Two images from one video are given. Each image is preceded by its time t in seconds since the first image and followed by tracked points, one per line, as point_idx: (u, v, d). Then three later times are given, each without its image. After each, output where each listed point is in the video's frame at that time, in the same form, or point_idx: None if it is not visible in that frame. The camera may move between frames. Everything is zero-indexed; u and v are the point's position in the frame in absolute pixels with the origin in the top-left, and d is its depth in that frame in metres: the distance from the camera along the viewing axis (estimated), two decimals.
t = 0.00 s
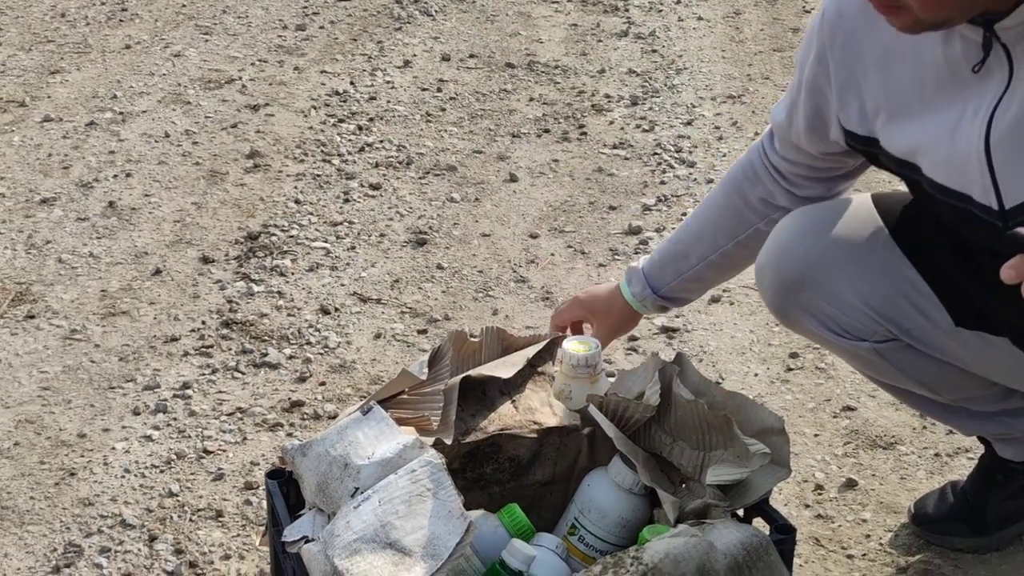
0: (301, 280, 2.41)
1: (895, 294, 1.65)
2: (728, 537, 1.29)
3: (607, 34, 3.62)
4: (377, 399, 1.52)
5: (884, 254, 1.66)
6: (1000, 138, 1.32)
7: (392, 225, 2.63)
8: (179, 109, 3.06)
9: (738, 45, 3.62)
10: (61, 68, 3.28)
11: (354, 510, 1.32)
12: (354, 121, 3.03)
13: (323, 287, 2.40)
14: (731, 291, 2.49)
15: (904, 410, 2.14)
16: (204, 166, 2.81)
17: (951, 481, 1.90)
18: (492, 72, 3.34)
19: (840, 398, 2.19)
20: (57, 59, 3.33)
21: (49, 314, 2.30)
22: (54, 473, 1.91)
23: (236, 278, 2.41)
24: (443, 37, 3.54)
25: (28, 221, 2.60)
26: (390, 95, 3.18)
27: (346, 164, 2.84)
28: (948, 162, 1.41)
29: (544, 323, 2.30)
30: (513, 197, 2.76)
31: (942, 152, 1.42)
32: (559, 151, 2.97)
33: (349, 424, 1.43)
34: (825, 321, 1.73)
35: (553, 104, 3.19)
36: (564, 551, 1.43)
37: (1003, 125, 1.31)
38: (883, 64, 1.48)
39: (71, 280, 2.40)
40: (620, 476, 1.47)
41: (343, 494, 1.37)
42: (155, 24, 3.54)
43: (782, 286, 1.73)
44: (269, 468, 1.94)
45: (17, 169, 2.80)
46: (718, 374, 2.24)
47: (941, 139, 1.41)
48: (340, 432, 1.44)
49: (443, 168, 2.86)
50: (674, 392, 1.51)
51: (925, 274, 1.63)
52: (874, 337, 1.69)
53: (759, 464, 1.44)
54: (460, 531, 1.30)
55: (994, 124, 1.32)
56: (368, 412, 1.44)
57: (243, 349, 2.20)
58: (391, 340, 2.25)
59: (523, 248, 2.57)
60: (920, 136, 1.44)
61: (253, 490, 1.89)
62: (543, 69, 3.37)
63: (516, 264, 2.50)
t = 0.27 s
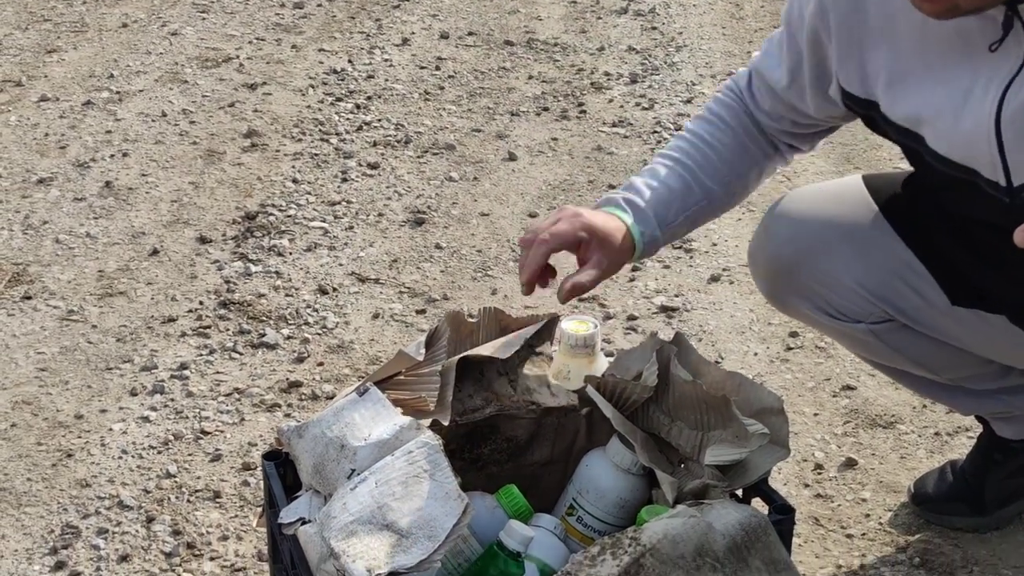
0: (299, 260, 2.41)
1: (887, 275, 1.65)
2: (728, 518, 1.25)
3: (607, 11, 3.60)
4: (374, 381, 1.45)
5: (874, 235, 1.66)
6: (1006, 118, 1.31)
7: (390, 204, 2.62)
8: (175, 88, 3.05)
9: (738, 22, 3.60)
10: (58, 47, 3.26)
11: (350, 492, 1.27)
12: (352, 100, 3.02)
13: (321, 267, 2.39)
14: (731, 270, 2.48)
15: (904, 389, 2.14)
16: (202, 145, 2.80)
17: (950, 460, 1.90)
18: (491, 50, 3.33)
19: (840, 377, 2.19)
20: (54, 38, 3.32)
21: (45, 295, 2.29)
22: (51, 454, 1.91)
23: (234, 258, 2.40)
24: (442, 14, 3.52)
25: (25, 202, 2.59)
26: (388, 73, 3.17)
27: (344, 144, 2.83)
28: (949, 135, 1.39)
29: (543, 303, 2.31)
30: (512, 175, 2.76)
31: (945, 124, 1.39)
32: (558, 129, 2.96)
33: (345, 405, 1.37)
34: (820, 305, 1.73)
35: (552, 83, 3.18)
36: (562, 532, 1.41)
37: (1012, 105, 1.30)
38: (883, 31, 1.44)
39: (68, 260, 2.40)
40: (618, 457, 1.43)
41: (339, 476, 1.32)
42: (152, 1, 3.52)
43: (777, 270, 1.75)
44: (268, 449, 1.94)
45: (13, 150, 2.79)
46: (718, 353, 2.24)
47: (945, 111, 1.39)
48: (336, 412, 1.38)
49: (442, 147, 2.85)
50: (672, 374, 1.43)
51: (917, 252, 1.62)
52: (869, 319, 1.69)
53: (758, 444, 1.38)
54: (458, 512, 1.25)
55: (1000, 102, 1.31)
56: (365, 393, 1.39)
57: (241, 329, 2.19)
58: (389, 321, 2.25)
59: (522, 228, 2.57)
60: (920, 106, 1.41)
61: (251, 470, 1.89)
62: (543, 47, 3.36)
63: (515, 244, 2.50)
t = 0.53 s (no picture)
0: (298, 239, 2.40)
1: (901, 250, 1.63)
2: (731, 500, 1.24)
3: None
4: (374, 361, 1.43)
5: (886, 211, 1.64)
6: None
7: (390, 183, 2.61)
8: (173, 66, 3.04)
9: None
10: (54, 25, 3.24)
11: (351, 473, 1.25)
12: (351, 78, 3.01)
13: (320, 246, 2.39)
14: (732, 248, 2.47)
15: (906, 368, 2.13)
16: (200, 124, 2.79)
17: (953, 440, 1.89)
18: (491, 27, 3.31)
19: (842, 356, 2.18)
20: (50, 15, 3.30)
21: (43, 274, 2.28)
22: (50, 434, 1.90)
23: (233, 238, 2.39)
24: None
25: (22, 180, 2.58)
26: (387, 51, 3.16)
27: (343, 122, 2.82)
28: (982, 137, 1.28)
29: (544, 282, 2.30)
30: (512, 153, 2.75)
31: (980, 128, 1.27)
32: (558, 107, 2.95)
33: (344, 387, 1.34)
34: (832, 280, 1.73)
35: (552, 60, 3.16)
36: (563, 513, 1.38)
37: None
38: (911, 29, 1.28)
39: (66, 240, 2.39)
40: (620, 438, 1.41)
41: (340, 457, 1.30)
42: None
43: (788, 248, 1.73)
44: (267, 429, 1.93)
45: (10, 128, 2.78)
46: (719, 333, 2.23)
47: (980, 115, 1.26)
48: (337, 394, 1.35)
49: (441, 125, 2.84)
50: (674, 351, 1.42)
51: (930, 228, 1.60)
52: (882, 294, 1.69)
53: (761, 425, 1.37)
54: (459, 493, 1.23)
55: None
56: (364, 374, 1.36)
57: (240, 309, 2.19)
58: (389, 300, 2.24)
59: (522, 207, 2.56)
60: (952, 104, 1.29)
61: (250, 451, 1.88)
62: (543, 24, 3.34)
63: (516, 223, 2.49)
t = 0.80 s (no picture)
0: (296, 219, 2.39)
1: (908, 238, 1.61)
2: (731, 481, 1.23)
3: None
4: (375, 344, 1.42)
5: (895, 199, 1.60)
6: None
7: (388, 162, 2.61)
8: (170, 45, 3.03)
9: None
10: (50, 4, 3.23)
11: (351, 454, 1.24)
12: (348, 57, 2.99)
13: (318, 226, 2.38)
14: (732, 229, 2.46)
15: (906, 349, 2.13)
16: (197, 103, 2.78)
17: (953, 421, 1.89)
18: (489, 6, 3.30)
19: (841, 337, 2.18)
20: None
21: (41, 254, 2.28)
22: (48, 415, 1.90)
23: (230, 217, 2.38)
24: None
25: (19, 160, 2.58)
26: (384, 29, 3.15)
27: (341, 101, 2.81)
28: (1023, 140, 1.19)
29: (544, 263, 2.29)
30: (510, 133, 2.74)
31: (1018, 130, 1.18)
32: (557, 86, 2.94)
33: (343, 367, 1.34)
34: (839, 269, 1.69)
35: (550, 39, 3.15)
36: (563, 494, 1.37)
37: None
38: (930, 39, 1.18)
39: (63, 219, 2.38)
40: (620, 419, 1.40)
41: (340, 438, 1.29)
42: None
43: (797, 236, 1.69)
44: (265, 409, 1.93)
45: (7, 107, 2.77)
46: (718, 314, 2.23)
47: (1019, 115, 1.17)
48: (335, 374, 1.35)
49: (439, 104, 2.83)
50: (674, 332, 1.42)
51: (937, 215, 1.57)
52: (890, 282, 1.66)
53: (761, 407, 1.35)
54: (460, 475, 1.21)
55: None
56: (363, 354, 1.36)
57: (238, 289, 2.18)
58: (387, 280, 2.23)
59: (521, 187, 2.55)
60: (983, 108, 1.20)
61: (249, 431, 1.88)
62: (541, 3, 3.32)
63: (514, 203, 2.49)
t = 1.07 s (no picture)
0: (293, 202, 2.38)
1: (909, 223, 1.60)
2: (731, 466, 1.22)
3: None
4: (373, 327, 1.41)
5: (894, 183, 1.60)
6: None
7: (385, 145, 2.60)
8: (166, 27, 3.02)
9: None
10: None
11: (350, 439, 1.23)
12: (345, 39, 2.98)
13: (315, 209, 2.37)
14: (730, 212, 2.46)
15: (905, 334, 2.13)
16: (193, 86, 2.77)
17: (952, 406, 1.89)
18: None
19: (840, 321, 2.18)
20: None
21: (37, 238, 2.27)
22: (45, 399, 1.90)
23: (227, 201, 2.37)
24: None
25: (15, 143, 2.57)
26: (381, 12, 3.14)
27: (337, 84, 2.80)
28: None
29: (543, 247, 2.28)
30: (508, 116, 2.73)
31: None
32: (555, 69, 2.93)
33: (343, 351, 1.34)
34: (839, 256, 1.68)
35: (548, 21, 3.13)
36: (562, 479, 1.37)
37: None
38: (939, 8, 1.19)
39: (59, 202, 2.37)
40: (619, 403, 1.40)
41: (339, 422, 1.29)
42: None
43: (796, 224, 1.68)
44: (262, 393, 1.93)
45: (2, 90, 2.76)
46: (717, 298, 2.22)
47: None
48: (334, 359, 1.34)
49: (437, 87, 2.82)
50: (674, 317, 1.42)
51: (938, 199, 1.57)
52: (891, 268, 1.65)
53: (761, 392, 1.34)
54: (458, 459, 1.20)
55: None
56: (363, 338, 1.35)
57: (235, 273, 2.17)
58: (385, 264, 2.23)
59: (519, 170, 2.55)
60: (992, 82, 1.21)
61: (246, 415, 1.87)
62: None
63: (512, 186, 2.48)
